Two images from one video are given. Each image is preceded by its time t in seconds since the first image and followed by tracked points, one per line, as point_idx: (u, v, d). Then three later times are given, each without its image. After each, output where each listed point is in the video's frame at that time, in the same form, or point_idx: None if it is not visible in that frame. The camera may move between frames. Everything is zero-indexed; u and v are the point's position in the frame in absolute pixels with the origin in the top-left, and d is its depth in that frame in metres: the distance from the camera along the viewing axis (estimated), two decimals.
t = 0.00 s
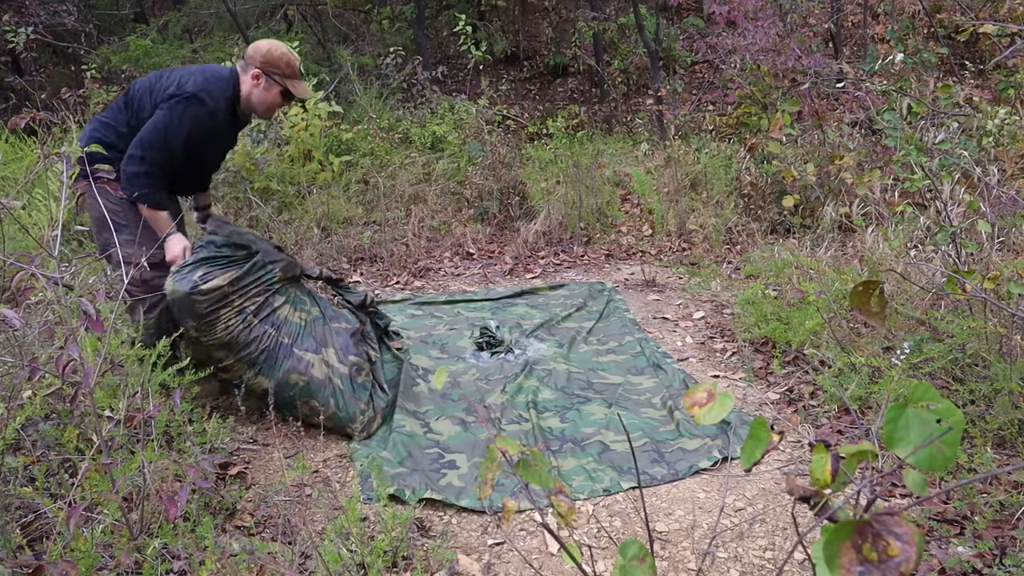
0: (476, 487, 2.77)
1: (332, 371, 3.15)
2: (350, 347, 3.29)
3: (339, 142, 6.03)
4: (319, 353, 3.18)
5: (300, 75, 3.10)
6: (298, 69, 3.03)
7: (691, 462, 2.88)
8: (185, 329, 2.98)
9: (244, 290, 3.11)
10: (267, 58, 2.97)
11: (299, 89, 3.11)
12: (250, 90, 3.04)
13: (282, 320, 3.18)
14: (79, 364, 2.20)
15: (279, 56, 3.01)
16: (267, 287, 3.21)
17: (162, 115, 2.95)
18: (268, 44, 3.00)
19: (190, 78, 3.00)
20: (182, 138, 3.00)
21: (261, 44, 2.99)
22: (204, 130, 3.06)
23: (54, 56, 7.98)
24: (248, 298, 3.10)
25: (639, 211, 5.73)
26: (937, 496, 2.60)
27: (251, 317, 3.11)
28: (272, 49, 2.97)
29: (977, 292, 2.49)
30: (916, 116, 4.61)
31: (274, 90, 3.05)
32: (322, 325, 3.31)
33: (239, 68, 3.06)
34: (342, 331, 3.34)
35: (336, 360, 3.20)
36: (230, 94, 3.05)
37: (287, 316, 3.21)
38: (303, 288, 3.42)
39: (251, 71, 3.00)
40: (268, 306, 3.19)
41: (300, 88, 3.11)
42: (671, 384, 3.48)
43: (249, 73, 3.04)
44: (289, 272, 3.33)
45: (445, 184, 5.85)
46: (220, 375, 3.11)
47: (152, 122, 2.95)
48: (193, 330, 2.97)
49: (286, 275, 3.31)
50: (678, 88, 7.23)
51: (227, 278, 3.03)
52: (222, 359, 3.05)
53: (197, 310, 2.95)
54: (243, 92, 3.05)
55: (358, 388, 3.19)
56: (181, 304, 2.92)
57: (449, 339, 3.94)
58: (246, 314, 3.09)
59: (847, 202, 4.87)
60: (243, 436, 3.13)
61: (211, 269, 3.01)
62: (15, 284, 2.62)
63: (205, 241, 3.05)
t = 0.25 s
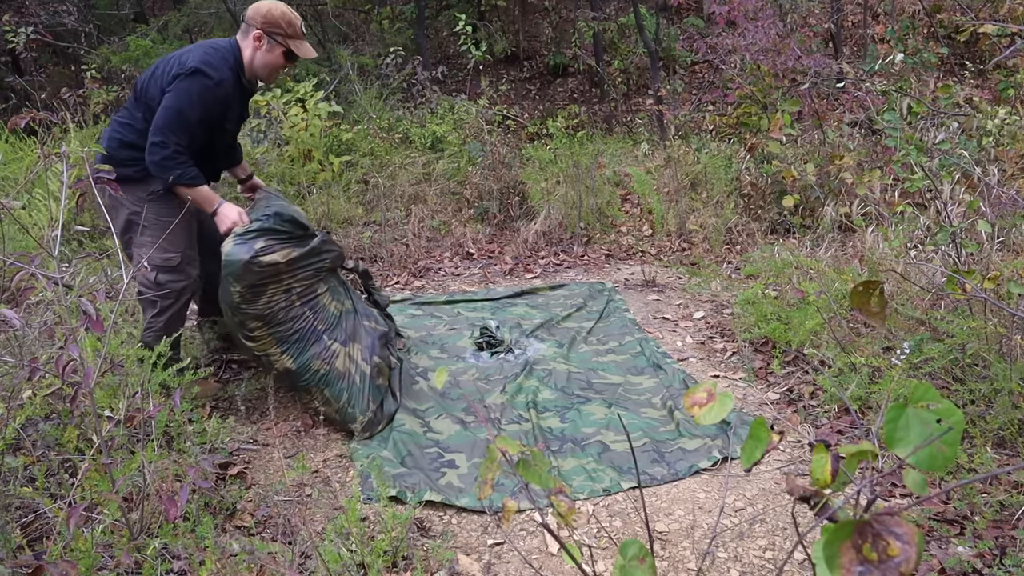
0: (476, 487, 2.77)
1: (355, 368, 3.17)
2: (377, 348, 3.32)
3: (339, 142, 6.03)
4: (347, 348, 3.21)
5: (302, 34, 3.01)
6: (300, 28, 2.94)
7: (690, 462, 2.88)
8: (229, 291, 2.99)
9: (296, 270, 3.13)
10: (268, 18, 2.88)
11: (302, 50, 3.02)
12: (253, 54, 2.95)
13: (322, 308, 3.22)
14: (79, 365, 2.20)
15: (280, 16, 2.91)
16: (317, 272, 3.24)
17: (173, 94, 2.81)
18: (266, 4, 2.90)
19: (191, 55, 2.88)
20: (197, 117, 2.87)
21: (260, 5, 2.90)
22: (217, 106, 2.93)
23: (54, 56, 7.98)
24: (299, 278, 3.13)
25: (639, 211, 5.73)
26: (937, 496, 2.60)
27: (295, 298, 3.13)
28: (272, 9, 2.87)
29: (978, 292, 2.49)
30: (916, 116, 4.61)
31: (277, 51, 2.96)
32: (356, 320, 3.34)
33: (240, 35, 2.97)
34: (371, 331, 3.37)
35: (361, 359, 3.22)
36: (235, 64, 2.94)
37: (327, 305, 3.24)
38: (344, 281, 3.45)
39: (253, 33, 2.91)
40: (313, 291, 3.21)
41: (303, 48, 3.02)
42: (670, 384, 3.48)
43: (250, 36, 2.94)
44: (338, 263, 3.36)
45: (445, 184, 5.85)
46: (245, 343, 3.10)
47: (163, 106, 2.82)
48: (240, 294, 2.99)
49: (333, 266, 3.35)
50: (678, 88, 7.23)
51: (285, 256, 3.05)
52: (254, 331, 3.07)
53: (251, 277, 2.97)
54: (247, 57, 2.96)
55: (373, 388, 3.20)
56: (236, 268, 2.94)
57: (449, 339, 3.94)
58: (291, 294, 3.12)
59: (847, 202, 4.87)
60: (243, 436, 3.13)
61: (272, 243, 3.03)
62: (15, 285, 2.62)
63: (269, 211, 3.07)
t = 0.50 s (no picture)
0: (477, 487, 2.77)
1: (378, 368, 3.19)
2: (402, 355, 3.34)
3: (339, 142, 6.03)
4: (374, 348, 3.23)
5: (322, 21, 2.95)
6: (320, 15, 2.88)
7: (690, 462, 2.88)
8: (282, 267, 3.03)
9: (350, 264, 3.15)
10: (287, 4, 2.82)
11: (322, 36, 2.97)
12: (273, 40, 2.91)
13: (361, 305, 3.25)
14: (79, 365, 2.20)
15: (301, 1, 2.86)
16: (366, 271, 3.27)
17: (209, 93, 2.80)
18: None
19: (213, 49, 2.86)
20: (236, 108, 2.85)
21: None
22: (249, 96, 2.91)
23: (54, 56, 7.98)
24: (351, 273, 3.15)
25: (639, 211, 5.73)
26: (937, 496, 2.60)
27: (340, 290, 3.15)
28: None
29: (978, 292, 2.49)
30: (916, 116, 4.61)
31: (296, 37, 2.91)
32: (387, 324, 3.37)
33: (262, 20, 2.93)
34: (399, 338, 3.39)
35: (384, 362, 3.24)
36: (257, 53, 2.91)
37: (366, 304, 3.28)
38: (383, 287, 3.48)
39: (274, 18, 2.86)
40: (358, 287, 3.24)
41: (322, 35, 2.96)
42: (670, 385, 3.47)
43: (271, 21, 2.90)
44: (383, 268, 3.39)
45: (445, 184, 5.85)
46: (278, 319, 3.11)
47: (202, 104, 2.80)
48: (290, 273, 3.02)
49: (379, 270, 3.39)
50: (678, 88, 7.23)
51: (345, 249, 3.07)
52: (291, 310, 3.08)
53: (307, 259, 3.00)
54: (267, 44, 2.93)
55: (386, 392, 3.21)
56: (296, 247, 2.98)
57: (449, 339, 3.94)
58: (338, 285, 3.14)
59: (847, 202, 4.87)
60: (243, 436, 3.12)
61: (335, 232, 3.05)
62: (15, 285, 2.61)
63: (337, 200, 3.09)
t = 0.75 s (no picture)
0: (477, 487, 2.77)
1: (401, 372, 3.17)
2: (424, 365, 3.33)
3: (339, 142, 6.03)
4: (403, 353, 3.20)
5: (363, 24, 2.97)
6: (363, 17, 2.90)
7: (689, 462, 2.88)
8: (352, 252, 2.95)
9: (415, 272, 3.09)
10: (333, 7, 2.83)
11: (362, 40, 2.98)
12: (316, 42, 2.91)
13: (407, 311, 3.21)
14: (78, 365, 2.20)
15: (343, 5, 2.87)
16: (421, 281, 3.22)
17: (264, 89, 2.79)
18: None
19: (261, 49, 2.85)
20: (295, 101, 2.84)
21: None
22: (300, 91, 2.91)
23: (54, 56, 7.98)
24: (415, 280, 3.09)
25: (639, 211, 5.73)
26: (937, 496, 2.60)
27: (397, 293, 3.10)
28: None
29: (978, 292, 2.49)
30: (916, 116, 4.61)
31: (338, 40, 2.91)
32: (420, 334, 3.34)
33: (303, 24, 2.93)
34: (425, 348, 3.38)
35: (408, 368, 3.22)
36: (301, 53, 2.91)
37: (411, 312, 3.25)
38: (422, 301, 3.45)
39: (317, 21, 2.86)
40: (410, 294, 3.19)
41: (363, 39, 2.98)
42: (670, 385, 3.47)
43: (314, 25, 2.90)
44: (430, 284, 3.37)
45: (445, 184, 5.85)
46: (324, 297, 3.03)
47: (261, 99, 2.79)
48: (360, 261, 2.94)
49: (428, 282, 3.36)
50: (678, 88, 7.23)
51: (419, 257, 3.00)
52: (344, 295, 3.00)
53: (382, 255, 2.93)
54: (310, 45, 2.92)
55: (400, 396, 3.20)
56: (375, 240, 2.90)
57: (449, 340, 3.93)
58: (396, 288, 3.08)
59: (847, 202, 4.87)
60: (243, 436, 3.12)
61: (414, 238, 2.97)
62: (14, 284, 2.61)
63: (422, 203, 3.01)
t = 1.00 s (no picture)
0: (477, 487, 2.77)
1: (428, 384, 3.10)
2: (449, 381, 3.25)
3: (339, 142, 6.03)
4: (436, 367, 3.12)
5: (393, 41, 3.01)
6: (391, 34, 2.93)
7: (688, 462, 2.88)
8: (441, 262, 2.89)
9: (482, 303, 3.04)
10: (363, 22, 2.88)
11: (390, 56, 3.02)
12: (345, 54, 2.95)
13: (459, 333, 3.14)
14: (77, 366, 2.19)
15: (374, 20, 2.91)
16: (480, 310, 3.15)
17: (303, 94, 2.81)
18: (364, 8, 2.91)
19: (296, 54, 2.87)
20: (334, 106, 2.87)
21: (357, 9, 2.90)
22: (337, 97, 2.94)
23: (54, 56, 7.98)
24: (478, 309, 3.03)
25: (639, 211, 5.73)
26: (937, 496, 2.60)
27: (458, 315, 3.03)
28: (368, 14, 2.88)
29: (978, 292, 2.49)
30: (916, 116, 4.61)
31: (366, 54, 2.95)
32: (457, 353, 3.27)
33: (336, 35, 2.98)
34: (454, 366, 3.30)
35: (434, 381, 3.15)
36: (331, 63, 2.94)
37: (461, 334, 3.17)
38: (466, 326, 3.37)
39: (347, 34, 2.90)
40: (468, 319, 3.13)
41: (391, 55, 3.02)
42: (669, 385, 3.48)
43: (345, 38, 2.95)
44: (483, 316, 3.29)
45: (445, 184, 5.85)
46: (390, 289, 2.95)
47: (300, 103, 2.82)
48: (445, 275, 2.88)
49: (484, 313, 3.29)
50: (678, 88, 7.22)
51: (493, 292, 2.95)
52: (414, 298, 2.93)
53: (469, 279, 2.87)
54: (339, 57, 2.96)
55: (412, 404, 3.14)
56: (471, 263, 2.86)
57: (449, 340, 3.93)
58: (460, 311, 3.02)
59: (847, 202, 4.88)
60: (243, 436, 3.12)
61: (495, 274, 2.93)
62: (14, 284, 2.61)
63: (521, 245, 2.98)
